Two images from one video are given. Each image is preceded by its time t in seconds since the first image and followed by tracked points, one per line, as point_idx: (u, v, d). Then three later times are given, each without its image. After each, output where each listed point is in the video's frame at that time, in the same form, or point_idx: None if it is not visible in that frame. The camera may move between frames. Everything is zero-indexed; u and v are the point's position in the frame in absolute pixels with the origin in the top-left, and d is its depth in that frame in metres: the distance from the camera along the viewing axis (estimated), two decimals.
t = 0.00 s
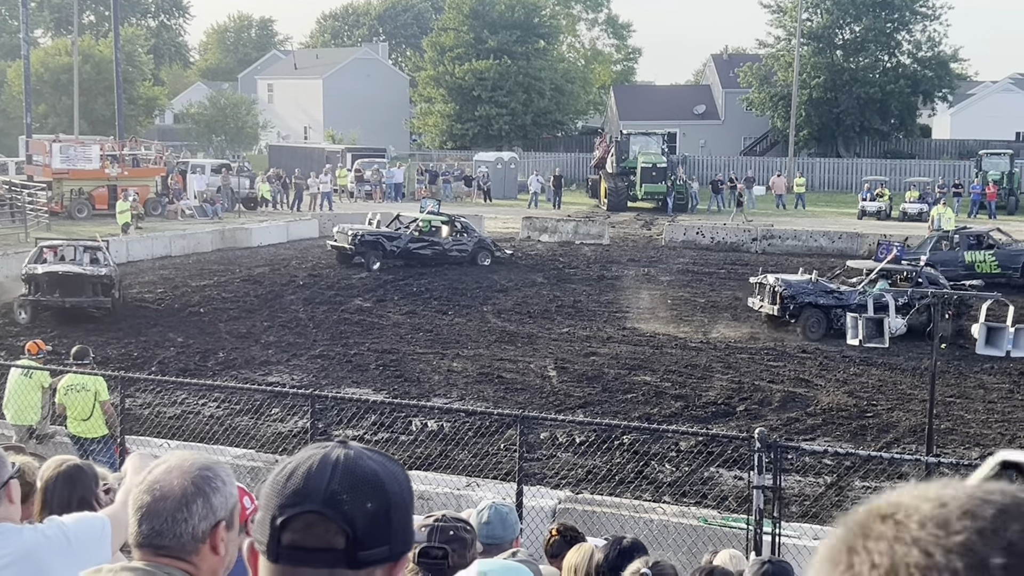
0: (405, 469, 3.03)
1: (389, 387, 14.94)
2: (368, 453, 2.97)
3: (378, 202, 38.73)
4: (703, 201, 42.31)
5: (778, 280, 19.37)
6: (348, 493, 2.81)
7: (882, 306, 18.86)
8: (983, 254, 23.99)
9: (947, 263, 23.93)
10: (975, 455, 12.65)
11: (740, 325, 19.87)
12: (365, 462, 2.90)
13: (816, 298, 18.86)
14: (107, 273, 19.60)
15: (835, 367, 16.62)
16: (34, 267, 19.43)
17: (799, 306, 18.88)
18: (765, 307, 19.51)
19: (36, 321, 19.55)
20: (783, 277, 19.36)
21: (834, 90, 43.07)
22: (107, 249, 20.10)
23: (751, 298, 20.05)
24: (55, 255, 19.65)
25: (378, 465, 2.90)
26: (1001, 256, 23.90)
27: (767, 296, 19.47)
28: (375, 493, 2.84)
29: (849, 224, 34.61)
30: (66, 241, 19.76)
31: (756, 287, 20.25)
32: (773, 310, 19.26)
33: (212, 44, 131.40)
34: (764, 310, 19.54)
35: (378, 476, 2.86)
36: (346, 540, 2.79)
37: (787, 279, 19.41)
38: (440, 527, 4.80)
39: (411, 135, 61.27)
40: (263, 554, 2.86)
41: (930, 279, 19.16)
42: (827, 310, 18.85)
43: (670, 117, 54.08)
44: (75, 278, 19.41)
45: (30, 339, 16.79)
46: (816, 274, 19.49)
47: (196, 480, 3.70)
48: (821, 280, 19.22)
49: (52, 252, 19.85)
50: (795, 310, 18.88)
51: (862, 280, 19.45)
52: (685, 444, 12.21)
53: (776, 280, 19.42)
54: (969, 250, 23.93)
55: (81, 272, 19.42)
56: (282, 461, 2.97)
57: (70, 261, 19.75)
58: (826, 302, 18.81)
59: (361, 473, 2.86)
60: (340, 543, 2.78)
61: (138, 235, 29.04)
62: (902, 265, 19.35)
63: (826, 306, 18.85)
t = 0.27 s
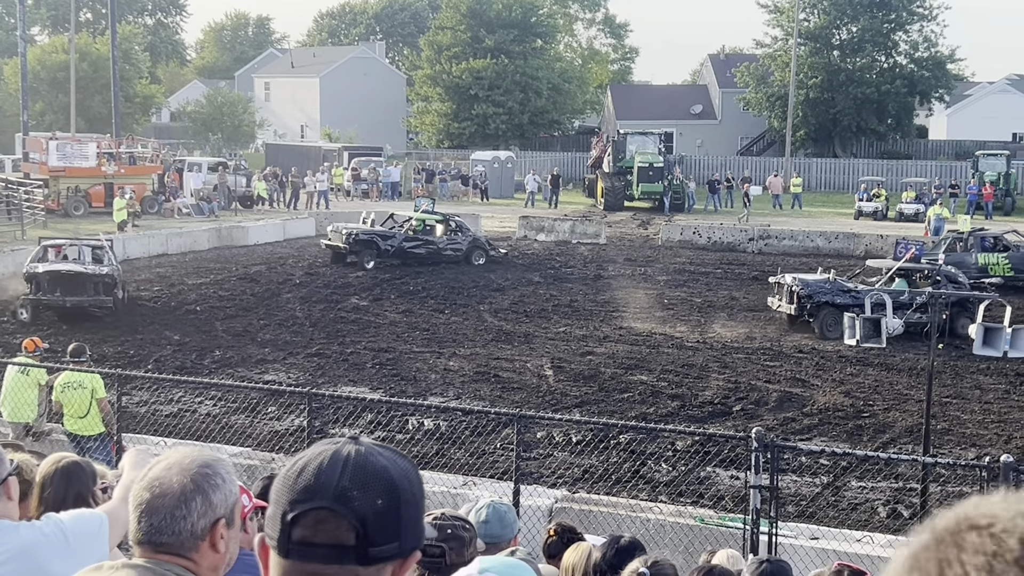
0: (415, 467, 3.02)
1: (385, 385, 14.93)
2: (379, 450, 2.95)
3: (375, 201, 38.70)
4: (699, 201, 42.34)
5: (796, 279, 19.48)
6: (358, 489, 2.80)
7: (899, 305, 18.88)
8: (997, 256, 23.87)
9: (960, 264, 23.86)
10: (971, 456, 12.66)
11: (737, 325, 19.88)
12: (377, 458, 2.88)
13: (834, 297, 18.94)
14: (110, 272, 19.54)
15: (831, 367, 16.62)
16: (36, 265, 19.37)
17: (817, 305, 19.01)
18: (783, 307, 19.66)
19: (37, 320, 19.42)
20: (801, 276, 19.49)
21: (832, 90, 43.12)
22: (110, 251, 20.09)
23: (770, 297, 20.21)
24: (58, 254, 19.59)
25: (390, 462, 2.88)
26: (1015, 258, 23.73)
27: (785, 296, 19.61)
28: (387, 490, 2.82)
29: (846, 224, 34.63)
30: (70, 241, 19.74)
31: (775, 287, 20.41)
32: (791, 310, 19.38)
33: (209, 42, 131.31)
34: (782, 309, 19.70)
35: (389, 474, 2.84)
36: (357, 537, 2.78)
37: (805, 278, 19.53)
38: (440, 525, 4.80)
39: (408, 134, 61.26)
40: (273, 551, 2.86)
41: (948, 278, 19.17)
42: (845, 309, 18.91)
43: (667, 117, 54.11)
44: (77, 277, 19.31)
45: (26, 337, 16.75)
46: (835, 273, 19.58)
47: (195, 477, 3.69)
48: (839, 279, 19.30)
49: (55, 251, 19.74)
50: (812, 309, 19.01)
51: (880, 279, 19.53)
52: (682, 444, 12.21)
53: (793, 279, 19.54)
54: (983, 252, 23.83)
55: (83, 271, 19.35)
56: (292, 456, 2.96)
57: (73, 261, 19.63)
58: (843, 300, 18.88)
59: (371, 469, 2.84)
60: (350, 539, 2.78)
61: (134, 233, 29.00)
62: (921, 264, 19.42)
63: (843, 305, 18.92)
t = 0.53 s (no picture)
0: (410, 464, 3.01)
1: (382, 386, 14.92)
2: (374, 448, 2.95)
3: (373, 201, 38.70)
4: (697, 202, 42.38)
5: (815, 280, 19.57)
6: (355, 487, 2.80)
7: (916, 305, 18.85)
8: (1009, 259, 23.87)
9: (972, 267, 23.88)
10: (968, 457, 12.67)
11: (734, 326, 19.89)
12: (371, 456, 2.88)
13: (850, 298, 19.03)
14: (113, 274, 19.25)
15: (828, 368, 16.62)
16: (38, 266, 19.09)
17: (834, 306, 19.09)
18: (802, 308, 19.79)
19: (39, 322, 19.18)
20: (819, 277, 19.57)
21: (829, 92, 43.17)
22: (114, 250, 19.74)
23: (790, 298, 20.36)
24: (62, 255, 19.33)
25: (384, 459, 2.88)
26: None
27: (804, 297, 19.75)
28: (383, 489, 2.82)
29: (843, 225, 34.65)
30: (73, 241, 19.43)
31: (796, 288, 20.53)
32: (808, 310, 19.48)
33: (207, 42, 131.30)
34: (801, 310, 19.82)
35: (385, 472, 2.84)
36: (354, 536, 2.78)
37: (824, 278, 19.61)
38: (437, 526, 4.80)
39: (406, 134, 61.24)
40: (270, 549, 2.85)
41: (967, 280, 19.14)
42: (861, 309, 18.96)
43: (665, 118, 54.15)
44: (81, 279, 19.05)
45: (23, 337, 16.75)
46: (855, 274, 19.64)
47: (192, 475, 3.69)
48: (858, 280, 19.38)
49: (59, 253, 19.46)
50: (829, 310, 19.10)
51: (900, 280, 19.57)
52: (678, 445, 12.21)
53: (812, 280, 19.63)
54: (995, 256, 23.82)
55: (87, 272, 19.07)
56: (289, 455, 2.96)
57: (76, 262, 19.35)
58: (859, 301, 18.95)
59: (367, 467, 2.83)
60: (348, 538, 2.77)
61: (131, 232, 28.97)
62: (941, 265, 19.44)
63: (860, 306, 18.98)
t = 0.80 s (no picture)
0: (401, 467, 3.02)
1: (379, 389, 14.93)
2: (365, 453, 2.95)
3: (370, 204, 38.69)
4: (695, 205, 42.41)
5: (836, 283, 19.76)
6: (348, 493, 2.80)
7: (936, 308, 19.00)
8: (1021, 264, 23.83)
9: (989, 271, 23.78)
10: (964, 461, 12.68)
11: (732, 329, 19.89)
12: (363, 461, 2.88)
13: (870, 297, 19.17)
14: (120, 279, 18.89)
15: (825, 371, 16.63)
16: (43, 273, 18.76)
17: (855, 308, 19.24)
18: (824, 310, 19.95)
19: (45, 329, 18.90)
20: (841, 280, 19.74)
21: (826, 95, 43.24)
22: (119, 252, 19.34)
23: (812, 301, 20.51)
24: (67, 260, 18.95)
25: (375, 464, 2.89)
26: None
27: (826, 298, 19.92)
28: (375, 493, 2.83)
29: (841, 229, 34.66)
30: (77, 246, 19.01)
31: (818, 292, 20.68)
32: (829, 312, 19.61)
33: (205, 45, 131.22)
34: (823, 312, 19.98)
35: (377, 477, 2.85)
36: (347, 540, 2.78)
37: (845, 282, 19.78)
38: (432, 529, 4.79)
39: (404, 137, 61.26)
40: (261, 556, 2.85)
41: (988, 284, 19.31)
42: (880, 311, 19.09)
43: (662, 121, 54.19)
44: (87, 285, 18.69)
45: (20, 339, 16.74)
46: (876, 278, 19.78)
47: (186, 479, 3.69)
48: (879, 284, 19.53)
49: (65, 258, 19.06)
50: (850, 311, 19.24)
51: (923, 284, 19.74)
52: (675, 448, 12.21)
53: (834, 283, 19.81)
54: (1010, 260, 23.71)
55: (94, 278, 18.71)
56: (279, 461, 2.96)
57: (82, 268, 18.96)
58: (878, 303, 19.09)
59: (359, 471, 2.85)
60: (341, 543, 2.78)
61: (129, 235, 28.97)
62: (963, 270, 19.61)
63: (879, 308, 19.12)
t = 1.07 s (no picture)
0: (396, 473, 3.02)
1: (378, 393, 14.92)
2: (361, 459, 2.95)
3: (369, 209, 38.70)
4: (693, 209, 42.45)
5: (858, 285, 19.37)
6: (343, 499, 2.81)
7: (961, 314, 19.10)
8: None
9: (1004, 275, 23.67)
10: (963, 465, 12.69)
11: (731, 334, 19.89)
12: (359, 468, 2.88)
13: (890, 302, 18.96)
14: (129, 284, 18.82)
15: (824, 376, 16.63)
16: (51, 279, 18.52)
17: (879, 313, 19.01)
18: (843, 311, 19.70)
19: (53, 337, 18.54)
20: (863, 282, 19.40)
21: (825, 100, 43.31)
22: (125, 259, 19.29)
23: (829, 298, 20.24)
24: (74, 266, 18.78)
25: (372, 471, 2.89)
26: None
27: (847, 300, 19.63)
28: (371, 501, 2.83)
29: (840, 233, 34.68)
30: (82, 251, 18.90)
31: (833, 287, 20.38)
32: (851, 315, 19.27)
33: (205, 49, 131.30)
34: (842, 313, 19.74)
35: (373, 483, 2.85)
36: (343, 548, 2.78)
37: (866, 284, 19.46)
38: (429, 535, 4.78)
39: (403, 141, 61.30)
40: (257, 562, 2.85)
41: (1012, 287, 19.48)
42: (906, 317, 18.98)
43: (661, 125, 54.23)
44: (96, 290, 18.57)
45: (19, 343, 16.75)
46: (896, 279, 19.54)
47: (181, 484, 3.69)
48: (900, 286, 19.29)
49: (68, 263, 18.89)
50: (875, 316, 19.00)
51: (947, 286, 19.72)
52: (674, 452, 12.21)
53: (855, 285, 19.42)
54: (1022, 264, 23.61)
55: (103, 284, 18.58)
56: (275, 467, 2.96)
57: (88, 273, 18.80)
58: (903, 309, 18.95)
59: (355, 478, 2.85)
60: (337, 549, 2.78)
61: (128, 239, 28.97)
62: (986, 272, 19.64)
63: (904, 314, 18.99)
